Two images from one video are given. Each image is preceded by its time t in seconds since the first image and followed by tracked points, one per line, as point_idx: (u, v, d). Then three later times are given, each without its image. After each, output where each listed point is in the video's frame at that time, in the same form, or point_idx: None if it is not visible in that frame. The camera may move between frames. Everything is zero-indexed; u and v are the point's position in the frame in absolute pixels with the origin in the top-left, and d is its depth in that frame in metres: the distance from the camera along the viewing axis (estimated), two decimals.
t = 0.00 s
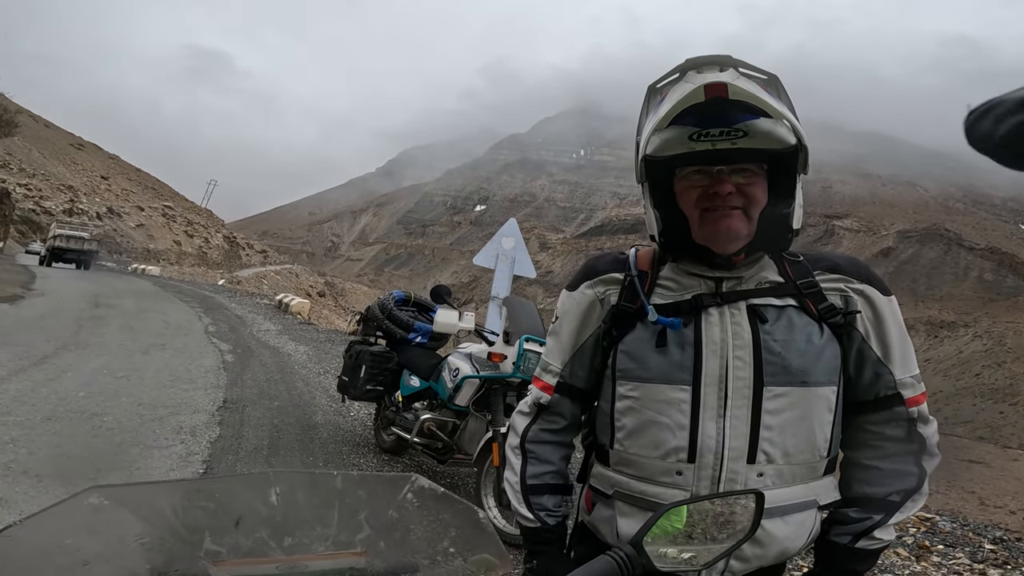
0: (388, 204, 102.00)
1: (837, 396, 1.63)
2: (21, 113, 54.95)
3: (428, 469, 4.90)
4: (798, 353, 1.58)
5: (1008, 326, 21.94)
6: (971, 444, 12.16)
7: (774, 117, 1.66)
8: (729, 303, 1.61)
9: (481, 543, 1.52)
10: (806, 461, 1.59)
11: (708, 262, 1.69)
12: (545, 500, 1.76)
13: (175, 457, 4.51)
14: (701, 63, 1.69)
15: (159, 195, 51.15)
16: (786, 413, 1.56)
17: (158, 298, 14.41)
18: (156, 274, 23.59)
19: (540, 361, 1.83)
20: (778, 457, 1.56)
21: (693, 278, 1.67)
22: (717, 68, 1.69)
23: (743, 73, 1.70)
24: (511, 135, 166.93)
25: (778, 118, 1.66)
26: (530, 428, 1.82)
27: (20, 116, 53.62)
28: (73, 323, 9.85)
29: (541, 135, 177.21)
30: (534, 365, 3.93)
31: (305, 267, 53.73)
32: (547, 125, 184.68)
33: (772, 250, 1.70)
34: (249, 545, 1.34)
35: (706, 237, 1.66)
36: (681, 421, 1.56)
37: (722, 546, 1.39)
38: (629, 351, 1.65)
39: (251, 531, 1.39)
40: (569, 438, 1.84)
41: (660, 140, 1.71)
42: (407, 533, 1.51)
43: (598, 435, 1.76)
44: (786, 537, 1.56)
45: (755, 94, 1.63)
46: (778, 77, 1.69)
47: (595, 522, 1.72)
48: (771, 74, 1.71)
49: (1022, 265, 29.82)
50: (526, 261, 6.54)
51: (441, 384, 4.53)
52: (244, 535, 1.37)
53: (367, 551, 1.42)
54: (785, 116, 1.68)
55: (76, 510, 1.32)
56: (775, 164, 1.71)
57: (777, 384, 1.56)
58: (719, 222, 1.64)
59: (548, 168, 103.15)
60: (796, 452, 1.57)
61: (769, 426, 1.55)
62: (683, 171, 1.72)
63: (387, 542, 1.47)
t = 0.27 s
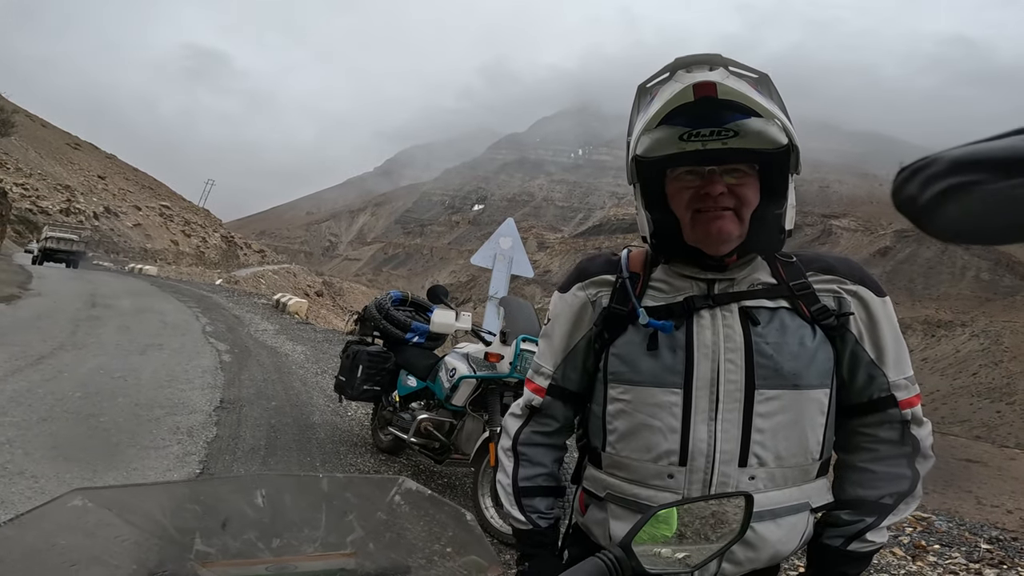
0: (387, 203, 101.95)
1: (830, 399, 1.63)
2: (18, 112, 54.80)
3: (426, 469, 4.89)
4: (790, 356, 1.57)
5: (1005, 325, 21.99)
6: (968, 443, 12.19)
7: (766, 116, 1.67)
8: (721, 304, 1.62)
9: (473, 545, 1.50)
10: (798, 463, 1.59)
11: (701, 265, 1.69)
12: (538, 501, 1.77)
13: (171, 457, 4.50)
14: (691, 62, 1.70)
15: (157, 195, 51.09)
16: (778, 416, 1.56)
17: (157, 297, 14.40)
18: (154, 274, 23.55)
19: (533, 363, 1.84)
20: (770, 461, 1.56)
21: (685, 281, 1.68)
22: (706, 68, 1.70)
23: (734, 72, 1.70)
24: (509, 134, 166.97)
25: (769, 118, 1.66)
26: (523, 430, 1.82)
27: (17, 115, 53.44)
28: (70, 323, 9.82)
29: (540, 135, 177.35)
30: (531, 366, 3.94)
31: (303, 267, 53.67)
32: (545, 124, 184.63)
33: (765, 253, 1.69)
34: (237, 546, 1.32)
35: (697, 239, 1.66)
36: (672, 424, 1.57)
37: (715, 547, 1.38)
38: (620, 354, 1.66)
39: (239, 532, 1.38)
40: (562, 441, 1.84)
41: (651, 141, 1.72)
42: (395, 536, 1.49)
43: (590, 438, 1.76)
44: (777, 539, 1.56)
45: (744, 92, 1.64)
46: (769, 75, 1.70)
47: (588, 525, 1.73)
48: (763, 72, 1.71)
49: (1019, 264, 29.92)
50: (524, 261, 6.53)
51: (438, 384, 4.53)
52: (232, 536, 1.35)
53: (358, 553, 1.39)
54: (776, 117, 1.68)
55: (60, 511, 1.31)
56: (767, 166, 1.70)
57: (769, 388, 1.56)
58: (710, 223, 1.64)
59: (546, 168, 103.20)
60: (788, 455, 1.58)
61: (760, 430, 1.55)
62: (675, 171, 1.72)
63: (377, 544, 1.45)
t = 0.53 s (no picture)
0: (384, 203, 101.88)
1: (824, 397, 1.63)
2: (13, 111, 54.58)
3: (423, 469, 4.89)
4: (784, 354, 1.57)
5: (1002, 324, 22.06)
6: (965, 442, 12.23)
7: (758, 111, 1.67)
8: (715, 302, 1.62)
9: (463, 545, 1.47)
10: (794, 462, 1.59)
11: (695, 264, 1.69)
12: (531, 502, 1.75)
13: (167, 457, 4.50)
14: (684, 57, 1.70)
15: (153, 195, 50.91)
16: (773, 415, 1.56)
17: (153, 297, 14.37)
18: (151, 274, 23.49)
19: (526, 362, 1.84)
20: (765, 460, 1.56)
21: (680, 278, 1.68)
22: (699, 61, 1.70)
23: (727, 67, 1.71)
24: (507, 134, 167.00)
25: (761, 114, 1.67)
26: (515, 430, 1.82)
27: (13, 114, 53.26)
28: (65, 323, 9.78)
29: (537, 134, 177.44)
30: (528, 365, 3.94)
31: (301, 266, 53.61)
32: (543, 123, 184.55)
33: (759, 250, 1.69)
34: (223, 546, 1.31)
35: (691, 236, 1.66)
36: (666, 423, 1.57)
37: (708, 547, 1.39)
38: (614, 352, 1.66)
39: (225, 532, 1.36)
40: (556, 440, 1.84)
41: (644, 136, 1.72)
42: (383, 534, 1.47)
43: (584, 438, 1.76)
44: (773, 540, 1.56)
45: (737, 87, 1.64)
46: (762, 70, 1.70)
47: (583, 525, 1.72)
48: (756, 67, 1.71)
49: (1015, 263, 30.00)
50: (522, 260, 6.52)
51: (435, 383, 4.52)
52: (218, 535, 1.34)
53: (348, 553, 1.38)
54: (769, 111, 1.69)
55: (45, 512, 1.32)
56: (760, 162, 1.70)
57: (764, 387, 1.56)
58: (704, 220, 1.63)
59: (544, 167, 103.22)
60: (782, 455, 1.58)
61: (755, 428, 1.55)
62: (668, 168, 1.72)
63: (367, 542, 1.43)
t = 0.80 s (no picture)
0: (383, 203, 101.82)
1: (822, 400, 1.63)
2: (11, 111, 54.52)
3: (421, 471, 4.88)
4: (781, 356, 1.57)
5: (1001, 322, 22.09)
6: (963, 441, 12.26)
7: (756, 114, 1.66)
8: (710, 304, 1.62)
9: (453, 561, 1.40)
10: (789, 468, 1.59)
11: (691, 270, 1.68)
12: (523, 506, 1.75)
13: (164, 459, 4.49)
14: (681, 58, 1.69)
15: (152, 195, 50.90)
16: (770, 418, 1.56)
17: (151, 298, 14.35)
18: (149, 274, 23.48)
19: (520, 364, 1.84)
20: (761, 464, 1.56)
21: (674, 281, 1.68)
22: (696, 64, 1.69)
23: (724, 68, 1.69)
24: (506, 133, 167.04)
25: (758, 116, 1.66)
26: (508, 433, 1.81)
27: (12, 115, 53.22)
28: (63, 324, 9.78)
29: (536, 133, 177.50)
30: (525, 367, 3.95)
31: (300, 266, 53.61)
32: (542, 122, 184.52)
33: (754, 255, 1.68)
34: (209, 558, 1.22)
35: (687, 241, 1.65)
36: (660, 426, 1.57)
37: (706, 553, 1.39)
38: (608, 354, 1.65)
39: (206, 545, 1.27)
40: (550, 443, 1.84)
41: (640, 138, 1.72)
42: (372, 547, 1.39)
43: (578, 441, 1.76)
44: (769, 546, 1.56)
45: (733, 89, 1.63)
46: (759, 72, 1.69)
47: (577, 531, 1.72)
48: (753, 68, 1.70)
49: (1014, 261, 30.03)
50: (520, 260, 6.50)
51: (432, 385, 4.52)
52: (202, 549, 1.25)
53: (335, 565, 1.31)
54: (766, 114, 1.67)
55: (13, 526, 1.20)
56: (757, 165, 1.70)
57: (759, 389, 1.56)
58: (700, 227, 1.63)
59: (543, 167, 103.25)
60: (779, 459, 1.57)
61: (750, 432, 1.55)
62: (664, 171, 1.71)
63: (356, 555, 1.36)
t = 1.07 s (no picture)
0: (381, 203, 101.71)
1: (817, 387, 1.62)
2: (7, 112, 54.36)
3: (417, 469, 4.87)
4: (777, 339, 1.57)
5: (999, 319, 22.11)
6: (963, 438, 12.27)
7: (755, 109, 1.62)
8: (705, 286, 1.61)
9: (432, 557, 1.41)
10: (788, 455, 1.57)
11: (685, 250, 1.68)
12: (513, 498, 1.73)
13: (157, 459, 4.47)
14: (678, 49, 1.68)
15: (149, 196, 50.78)
16: (767, 403, 1.55)
17: (148, 298, 14.30)
18: (146, 275, 23.44)
19: (510, 351, 1.83)
20: (758, 451, 1.55)
21: (668, 264, 1.67)
22: (693, 56, 1.67)
23: (723, 59, 1.68)
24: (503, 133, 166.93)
25: (758, 110, 1.62)
26: (498, 421, 1.79)
27: (7, 116, 53.04)
28: (59, 325, 9.74)
29: (534, 133, 177.39)
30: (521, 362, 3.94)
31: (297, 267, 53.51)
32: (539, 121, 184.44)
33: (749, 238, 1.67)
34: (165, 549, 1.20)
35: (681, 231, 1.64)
36: (655, 411, 1.55)
37: (705, 546, 1.38)
38: (602, 337, 1.64)
39: (159, 534, 1.25)
40: (540, 432, 1.82)
41: (634, 132, 1.68)
42: (340, 538, 1.41)
43: (569, 431, 1.75)
44: (767, 539, 1.55)
45: (735, 86, 1.60)
46: (759, 63, 1.68)
47: (568, 523, 1.71)
48: (753, 59, 1.69)
49: (1012, 258, 30.08)
50: (518, 257, 6.49)
51: (428, 381, 4.52)
52: (155, 538, 1.23)
53: (305, 558, 1.30)
54: (765, 107, 1.64)
55: None
56: (755, 155, 1.67)
57: (756, 372, 1.55)
58: (696, 218, 1.62)
59: (541, 166, 103.24)
60: (777, 445, 1.56)
61: (748, 417, 1.54)
62: (659, 162, 1.68)
63: (324, 548, 1.35)
